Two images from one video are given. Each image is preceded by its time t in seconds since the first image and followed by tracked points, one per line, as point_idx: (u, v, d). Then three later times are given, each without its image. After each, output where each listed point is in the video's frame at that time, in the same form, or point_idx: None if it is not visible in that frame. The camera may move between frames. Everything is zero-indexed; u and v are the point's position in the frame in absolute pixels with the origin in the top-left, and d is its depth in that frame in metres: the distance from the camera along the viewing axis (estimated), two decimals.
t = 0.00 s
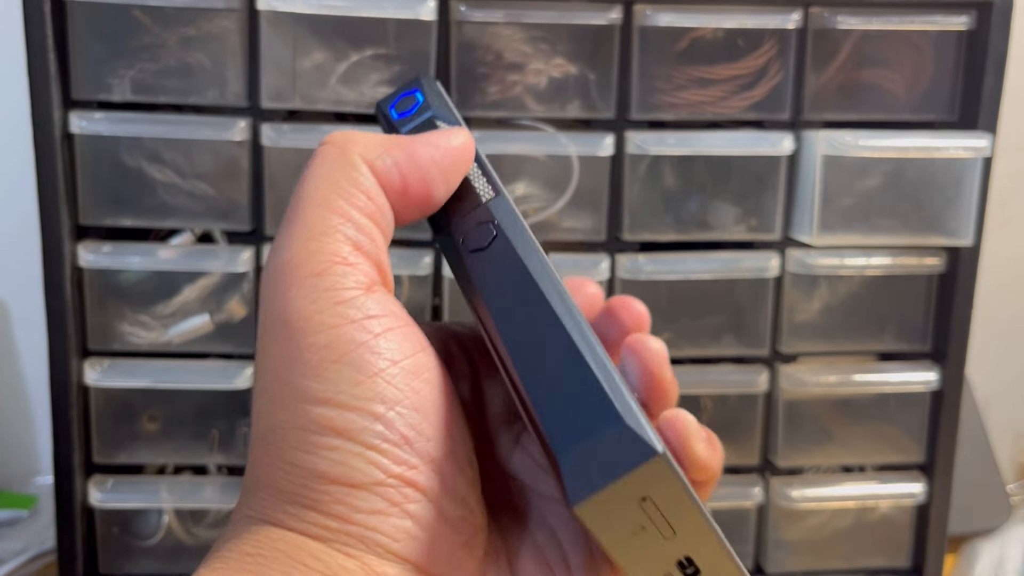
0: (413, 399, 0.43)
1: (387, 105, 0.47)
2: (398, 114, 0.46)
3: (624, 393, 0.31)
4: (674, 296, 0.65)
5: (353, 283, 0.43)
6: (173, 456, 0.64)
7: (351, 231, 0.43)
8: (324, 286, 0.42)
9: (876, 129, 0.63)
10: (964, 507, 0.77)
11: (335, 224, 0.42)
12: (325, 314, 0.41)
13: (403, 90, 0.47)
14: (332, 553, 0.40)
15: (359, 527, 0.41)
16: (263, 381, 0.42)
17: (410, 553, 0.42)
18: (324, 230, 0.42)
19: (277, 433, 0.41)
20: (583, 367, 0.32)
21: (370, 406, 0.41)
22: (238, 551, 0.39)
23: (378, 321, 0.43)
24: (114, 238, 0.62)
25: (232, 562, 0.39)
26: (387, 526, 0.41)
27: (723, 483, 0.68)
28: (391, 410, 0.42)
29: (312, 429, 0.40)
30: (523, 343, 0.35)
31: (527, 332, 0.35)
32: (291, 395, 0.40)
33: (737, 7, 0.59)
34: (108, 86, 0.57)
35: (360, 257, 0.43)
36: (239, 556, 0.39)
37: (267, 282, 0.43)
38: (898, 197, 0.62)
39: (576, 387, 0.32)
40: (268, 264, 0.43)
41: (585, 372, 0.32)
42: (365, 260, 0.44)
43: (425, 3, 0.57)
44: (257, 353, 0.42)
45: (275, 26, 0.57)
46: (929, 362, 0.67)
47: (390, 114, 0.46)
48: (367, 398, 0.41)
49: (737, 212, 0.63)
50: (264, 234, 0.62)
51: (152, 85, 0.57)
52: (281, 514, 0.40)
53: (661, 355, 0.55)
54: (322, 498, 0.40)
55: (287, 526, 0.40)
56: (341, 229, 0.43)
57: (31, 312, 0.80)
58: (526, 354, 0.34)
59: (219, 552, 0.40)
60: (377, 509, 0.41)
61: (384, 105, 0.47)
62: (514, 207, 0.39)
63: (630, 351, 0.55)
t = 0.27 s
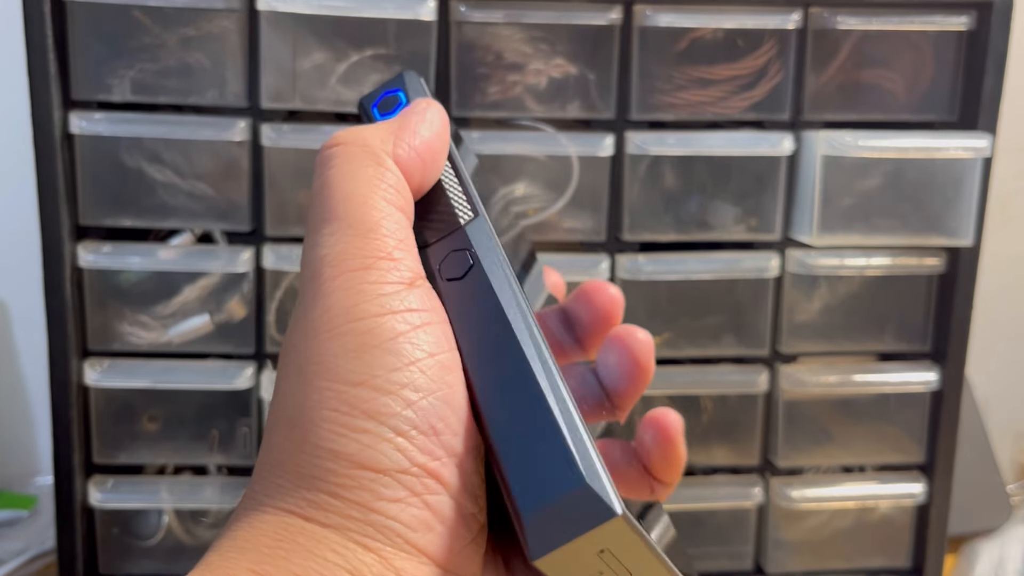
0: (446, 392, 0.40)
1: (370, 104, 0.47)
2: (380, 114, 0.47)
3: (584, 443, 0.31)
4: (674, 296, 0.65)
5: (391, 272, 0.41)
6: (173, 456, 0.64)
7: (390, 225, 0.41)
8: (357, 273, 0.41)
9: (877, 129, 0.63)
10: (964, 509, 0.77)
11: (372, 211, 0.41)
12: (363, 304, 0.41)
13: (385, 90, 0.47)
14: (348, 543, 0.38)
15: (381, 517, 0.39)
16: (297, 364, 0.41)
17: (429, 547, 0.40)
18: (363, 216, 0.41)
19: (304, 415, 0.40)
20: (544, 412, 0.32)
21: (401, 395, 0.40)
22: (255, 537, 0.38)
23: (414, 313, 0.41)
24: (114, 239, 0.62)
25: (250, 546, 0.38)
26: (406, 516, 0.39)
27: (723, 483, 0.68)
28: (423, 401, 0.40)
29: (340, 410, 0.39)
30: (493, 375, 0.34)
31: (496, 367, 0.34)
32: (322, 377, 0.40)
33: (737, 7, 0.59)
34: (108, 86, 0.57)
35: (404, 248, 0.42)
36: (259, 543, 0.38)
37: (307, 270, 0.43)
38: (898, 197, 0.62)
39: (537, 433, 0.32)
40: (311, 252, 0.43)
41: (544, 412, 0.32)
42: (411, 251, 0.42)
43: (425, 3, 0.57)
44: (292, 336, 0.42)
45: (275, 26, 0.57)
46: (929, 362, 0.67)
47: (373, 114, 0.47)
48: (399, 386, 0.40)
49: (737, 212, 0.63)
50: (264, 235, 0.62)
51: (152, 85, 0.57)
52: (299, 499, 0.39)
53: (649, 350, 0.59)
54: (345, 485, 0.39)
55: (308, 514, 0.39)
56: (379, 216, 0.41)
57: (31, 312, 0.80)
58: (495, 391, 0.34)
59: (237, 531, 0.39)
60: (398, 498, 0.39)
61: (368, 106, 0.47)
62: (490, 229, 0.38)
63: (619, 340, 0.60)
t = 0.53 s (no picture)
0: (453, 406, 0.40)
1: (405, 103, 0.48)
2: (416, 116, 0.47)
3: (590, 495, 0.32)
4: (674, 296, 0.65)
5: (393, 283, 0.42)
6: (173, 456, 0.64)
7: (395, 231, 0.42)
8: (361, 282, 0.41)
9: (877, 129, 0.63)
10: (964, 508, 0.77)
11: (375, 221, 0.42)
12: (368, 314, 0.41)
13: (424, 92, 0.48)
14: (360, 554, 0.38)
15: (390, 528, 0.39)
16: (302, 374, 0.41)
17: (440, 557, 0.40)
18: (365, 227, 0.42)
19: (311, 424, 0.40)
20: (552, 456, 0.33)
21: (406, 407, 0.40)
22: (266, 546, 0.38)
23: (420, 326, 0.41)
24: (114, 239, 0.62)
25: (260, 553, 0.38)
26: (416, 528, 0.39)
27: (723, 483, 0.68)
28: (427, 414, 0.40)
29: (347, 423, 0.39)
30: (507, 413, 0.35)
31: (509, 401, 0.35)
32: (327, 388, 0.40)
33: (737, 7, 0.59)
34: (108, 86, 0.57)
35: (408, 260, 0.42)
36: (271, 552, 0.38)
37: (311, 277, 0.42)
38: (898, 197, 0.62)
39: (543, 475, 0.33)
40: (313, 261, 0.43)
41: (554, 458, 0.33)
42: (411, 259, 0.42)
43: (426, 3, 0.57)
44: (297, 346, 0.42)
45: (275, 27, 0.57)
46: (929, 362, 0.67)
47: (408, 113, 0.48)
48: (404, 398, 0.40)
49: (737, 212, 0.63)
50: (264, 235, 0.62)
51: (152, 85, 0.57)
52: (310, 507, 0.39)
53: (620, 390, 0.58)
54: (354, 495, 0.39)
55: (318, 524, 0.39)
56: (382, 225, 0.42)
57: (31, 312, 0.80)
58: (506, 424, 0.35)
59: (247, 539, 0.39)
60: (407, 510, 0.39)
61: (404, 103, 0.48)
62: (518, 263, 0.39)
63: (589, 378, 0.58)
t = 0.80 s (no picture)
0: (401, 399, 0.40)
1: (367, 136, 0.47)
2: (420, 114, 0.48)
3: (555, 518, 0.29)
4: (674, 296, 0.65)
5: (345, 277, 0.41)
6: (173, 456, 0.64)
7: (350, 232, 0.42)
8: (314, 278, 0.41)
9: (876, 129, 0.63)
10: (964, 508, 0.77)
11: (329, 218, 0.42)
12: (319, 311, 0.40)
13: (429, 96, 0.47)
14: (308, 547, 0.38)
15: (339, 521, 0.39)
16: (260, 372, 0.41)
17: (394, 550, 0.40)
18: (318, 226, 0.42)
19: (266, 422, 0.40)
20: (519, 482, 0.30)
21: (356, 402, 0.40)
22: (219, 540, 0.39)
23: (373, 320, 0.41)
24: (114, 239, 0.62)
25: (213, 546, 0.38)
26: (367, 521, 0.39)
27: (723, 483, 0.68)
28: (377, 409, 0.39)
29: (297, 420, 0.39)
30: (463, 424, 0.33)
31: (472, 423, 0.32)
32: (279, 385, 0.40)
33: (737, 7, 0.59)
34: (108, 86, 0.57)
35: (361, 257, 0.42)
36: (223, 546, 0.38)
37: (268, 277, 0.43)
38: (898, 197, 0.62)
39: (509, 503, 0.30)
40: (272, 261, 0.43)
41: (510, 467, 0.31)
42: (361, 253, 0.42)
43: (425, 3, 0.57)
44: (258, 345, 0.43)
45: (275, 27, 0.57)
46: (929, 362, 0.67)
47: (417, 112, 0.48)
48: (354, 393, 0.40)
49: (737, 212, 0.63)
50: (264, 235, 0.62)
51: (152, 85, 0.57)
52: (263, 502, 0.39)
53: (608, 386, 0.54)
54: (303, 490, 0.39)
55: (270, 519, 0.39)
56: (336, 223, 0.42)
57: (31, 311, 0.80)
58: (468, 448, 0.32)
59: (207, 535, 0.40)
60: (357, 504, 0.39)
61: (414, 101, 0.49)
62: (471, 269, 0.36)
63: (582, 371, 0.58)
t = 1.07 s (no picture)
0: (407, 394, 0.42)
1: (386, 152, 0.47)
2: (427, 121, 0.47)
3: (568, 560, 0.32)
4: (673, 297, 0.65)
5: (350, 271, 0.42)
6: (173, 456, 0.64)
7: (352, 229, 0.42)
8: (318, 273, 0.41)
9: (876, 130, 0.63)
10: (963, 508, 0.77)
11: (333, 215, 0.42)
12: (324, 310, 0.41)
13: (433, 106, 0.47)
14: (313, 545, 0.39)
15: (343, 519, 0.40)
16: (261, 370, 0.41)
17: (397, 548, 0.42)
18: (321, 220, 0.42)
19: (269, 421, 0.40)
20: (534, 531, 0.33)
21: (362, 399, 0.41)
22: (223, 541, 0.39)
23: (377, 316, 0.42)
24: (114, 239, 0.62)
25: (217, 548, 0.38)
26: (371, 519, 0.41)
27: (723, 483, 0.68)
28: (383, 405, 0.41)
29: (304, 418, 0.40)
30: (481, 471, 0.35)
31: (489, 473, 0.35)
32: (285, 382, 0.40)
33: (736, 7, 0.59)
34: (108, 86, 0.57)
35: (363, 252, 0.43)
36: (228, 544, 0.38)
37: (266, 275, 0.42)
38: (897, 197, 0.62)
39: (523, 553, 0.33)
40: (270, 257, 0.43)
41: (525, 512, 0.33)
42: (364, 249, 0.43)
43: (425, 3, 0.58)
44: (257, 344, 0.43)
45: (276, 27, 0.57)
46: (929, 362, 0.67)
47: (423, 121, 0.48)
48: (360, 391, 0.41)
49: (736, 212, 0.63)
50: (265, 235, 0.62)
51: (152, 86, 0.58)
52: (267, 502, 0.40)
53: (625, 389, 0.58)
54: (308, 489, 0.40)
55: (275, 516, 0.39)
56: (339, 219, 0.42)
57: (31, 311, 0.80)
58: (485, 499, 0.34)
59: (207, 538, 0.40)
60: (361, 501, 0.41)
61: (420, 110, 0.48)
62: (491, 318, 0.38)
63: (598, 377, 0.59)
